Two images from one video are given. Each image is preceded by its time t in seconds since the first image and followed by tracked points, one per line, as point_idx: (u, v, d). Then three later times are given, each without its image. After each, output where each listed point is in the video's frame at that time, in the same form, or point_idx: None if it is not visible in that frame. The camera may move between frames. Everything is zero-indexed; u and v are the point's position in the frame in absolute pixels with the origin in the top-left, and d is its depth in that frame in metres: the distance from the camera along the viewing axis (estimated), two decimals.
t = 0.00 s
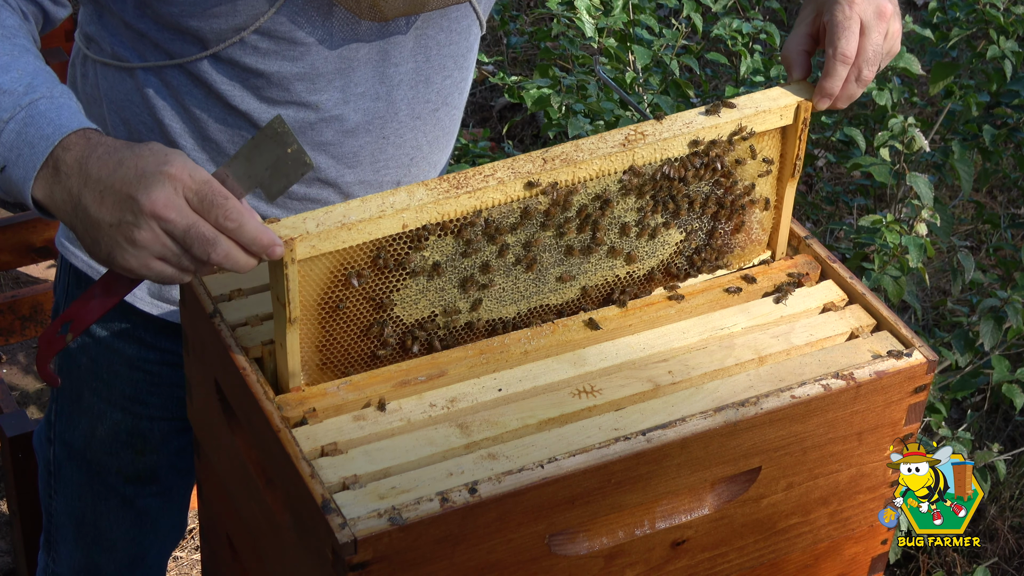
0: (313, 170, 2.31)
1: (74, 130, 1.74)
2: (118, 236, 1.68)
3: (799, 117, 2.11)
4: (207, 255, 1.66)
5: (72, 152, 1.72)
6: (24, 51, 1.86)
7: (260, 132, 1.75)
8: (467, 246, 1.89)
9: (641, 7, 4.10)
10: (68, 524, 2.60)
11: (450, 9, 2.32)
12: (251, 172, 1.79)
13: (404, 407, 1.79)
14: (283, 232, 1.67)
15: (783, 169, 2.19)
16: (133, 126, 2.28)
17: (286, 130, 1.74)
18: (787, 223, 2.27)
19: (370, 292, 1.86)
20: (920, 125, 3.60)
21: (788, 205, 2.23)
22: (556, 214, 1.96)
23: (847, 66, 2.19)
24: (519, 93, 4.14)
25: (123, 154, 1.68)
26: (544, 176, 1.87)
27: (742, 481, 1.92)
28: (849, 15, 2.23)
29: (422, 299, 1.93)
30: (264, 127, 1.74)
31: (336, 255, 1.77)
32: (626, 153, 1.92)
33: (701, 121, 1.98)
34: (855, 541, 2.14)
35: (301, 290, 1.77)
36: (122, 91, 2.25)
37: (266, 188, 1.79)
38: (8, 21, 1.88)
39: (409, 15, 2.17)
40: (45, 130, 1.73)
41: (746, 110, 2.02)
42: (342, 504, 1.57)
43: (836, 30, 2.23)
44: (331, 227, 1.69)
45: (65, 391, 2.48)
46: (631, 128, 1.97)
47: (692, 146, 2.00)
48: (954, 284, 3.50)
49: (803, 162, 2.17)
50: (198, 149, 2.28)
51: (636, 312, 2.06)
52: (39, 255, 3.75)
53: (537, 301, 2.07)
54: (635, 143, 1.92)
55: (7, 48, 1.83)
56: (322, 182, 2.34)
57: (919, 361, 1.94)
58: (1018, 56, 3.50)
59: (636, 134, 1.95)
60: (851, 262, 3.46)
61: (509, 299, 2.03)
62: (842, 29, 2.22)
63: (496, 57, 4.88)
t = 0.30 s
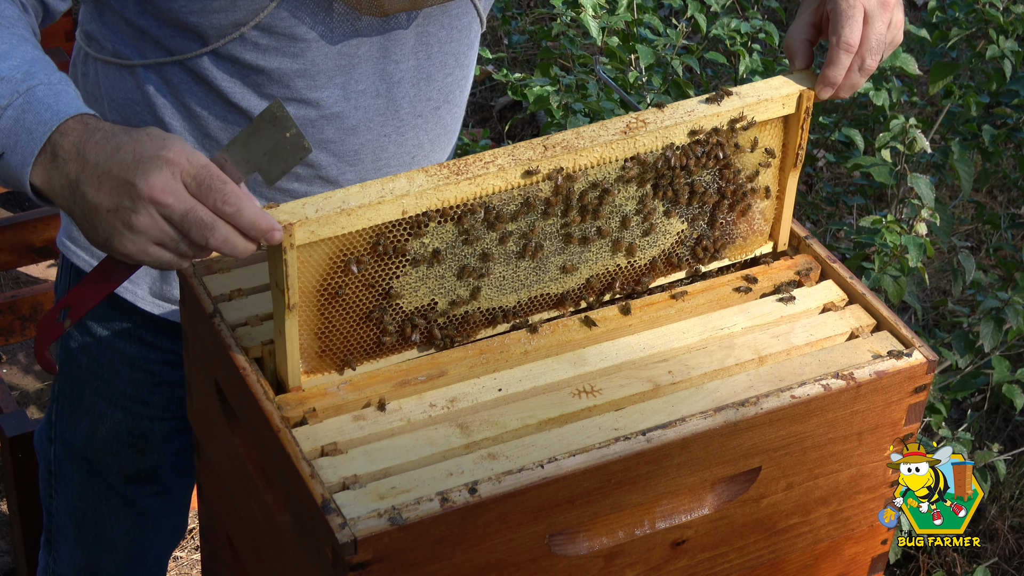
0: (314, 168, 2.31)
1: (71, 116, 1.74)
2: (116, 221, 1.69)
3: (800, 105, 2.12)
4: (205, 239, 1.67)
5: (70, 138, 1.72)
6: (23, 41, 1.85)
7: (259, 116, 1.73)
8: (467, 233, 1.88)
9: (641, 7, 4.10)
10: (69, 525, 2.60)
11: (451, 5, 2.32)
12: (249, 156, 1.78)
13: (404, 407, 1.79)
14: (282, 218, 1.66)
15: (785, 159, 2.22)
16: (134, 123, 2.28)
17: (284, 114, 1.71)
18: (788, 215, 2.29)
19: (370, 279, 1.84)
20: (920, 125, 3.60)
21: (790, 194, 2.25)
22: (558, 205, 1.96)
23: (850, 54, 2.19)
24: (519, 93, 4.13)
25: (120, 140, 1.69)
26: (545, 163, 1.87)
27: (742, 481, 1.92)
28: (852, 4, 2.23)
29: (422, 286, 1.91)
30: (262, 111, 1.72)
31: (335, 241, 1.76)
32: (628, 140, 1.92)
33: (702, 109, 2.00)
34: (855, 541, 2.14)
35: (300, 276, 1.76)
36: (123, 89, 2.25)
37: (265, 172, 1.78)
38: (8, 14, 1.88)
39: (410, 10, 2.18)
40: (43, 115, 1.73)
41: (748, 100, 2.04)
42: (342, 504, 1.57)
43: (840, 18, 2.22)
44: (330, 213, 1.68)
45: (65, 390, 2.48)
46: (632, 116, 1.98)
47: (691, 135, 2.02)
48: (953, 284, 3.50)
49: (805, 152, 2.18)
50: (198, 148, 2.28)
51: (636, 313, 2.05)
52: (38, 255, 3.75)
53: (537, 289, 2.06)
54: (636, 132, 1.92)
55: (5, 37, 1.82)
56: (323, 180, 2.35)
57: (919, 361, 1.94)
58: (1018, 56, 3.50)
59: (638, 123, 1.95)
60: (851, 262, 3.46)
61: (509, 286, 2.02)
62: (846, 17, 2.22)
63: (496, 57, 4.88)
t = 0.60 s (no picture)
0: (313, 164, 2.32)
1: (67, 95, 1.72)
2: (114, 200, 1.69)
3: (805, 90, 2.12)
4: (204, 217, 1.66)
5: (66, 117, 1.71)
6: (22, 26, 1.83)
7: (254, 93, 1.74)
8: (467, 211, 1.89)
9: (641, 7, 4.10)
10: (70, 525, 2.60)
11: (451, 1, 2.31)
12: (246, 134, 1.77)
13: (404, 407, 1.79)
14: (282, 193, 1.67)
15: (789, 143, 2.21)
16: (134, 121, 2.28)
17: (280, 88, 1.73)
18: (791, 199, 2.29)
19: (370, 257, 1.86)
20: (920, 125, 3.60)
21: (793, 179, 2.25)
22: (562, 182, 1.96)
23: (856, 38, 2.15)
24: (519, 93, 4.13)
25: (116, 118, 1.69)
26: (547, 144, 1.86)
27: (742, 481, 1.92)
28: None
29: (421, 266, 1.93)
30: (258, 87, 1.73)
31: (334, 218, 1.76)
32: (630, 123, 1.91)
33: (707, 92, 1.99)
34: (855, 541, 2.14)
35: (300, 252, 1.77)
36: (123, 87, 2.25)
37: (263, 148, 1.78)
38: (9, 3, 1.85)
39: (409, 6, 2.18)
40: (38, 95, 1.72)
41: (753, 84, 2.03)
42: (342, 504, 1.57)
43: None
44: (330, 189, 1.69)
45: (66, 390, 2.48)
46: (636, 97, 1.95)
47: (692, 119, 2.02)
48: (953, 284, 3.50)
49: (809, 137, 2.17)
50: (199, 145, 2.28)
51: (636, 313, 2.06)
52: (38, 255, 3.75)
53: (537, 270, 2.09)
54: (639, 113, 1.91)
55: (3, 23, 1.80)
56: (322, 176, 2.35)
57: (919, 361, 1.94)
58: (1018, 55, 3.49)
59: (642, 104, 1.94)
60: (851, 262, 3.45)
61: (509, 268, 2.05)
62: None
63: (495, 57, 4.88)
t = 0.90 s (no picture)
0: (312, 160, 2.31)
1: (61, 30, 1.70)
2: (109, 148, 1.71)
3: (810, 68, 2.10)
4: (197, 177, 1.70)
5: (63, 56, 1.70)
6: None
7: (269, 62, 1.72)
8: (464, 179, 1.89)
9: (641, 7, 4.09)
10: (71, 525, 2.60)
11: None
12: (255, 101, 1.75)
13: (404, 407, 1.80)
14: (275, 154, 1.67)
15: (792, 125, 2.21)
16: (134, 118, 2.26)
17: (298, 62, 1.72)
18: (796, 182, 2.27)
19: (364, 224, 1.86)
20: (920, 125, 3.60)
21: (796, 161, 2.23)
22: (559, 154, 1.96)
23: (866, 19, 2.11)
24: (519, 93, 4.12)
25: (115, 65, 1.67)
26: (545, 113, 1.86)
27: (742, 481, 1.92)
28: None
29: (417, 235, 1.94)
30: (275, 57, 1.71)
31: (327, 182, 1.76)
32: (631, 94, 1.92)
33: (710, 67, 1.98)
34: (855, 541, 2.14)
35: (293, 217, 1.77)
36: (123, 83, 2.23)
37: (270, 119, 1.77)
38: None
39: None
40: (32, 32, 1.70)
41: (756, 60, 2.02)
42: (342, 504, 1.57)
43: None
44: (325, 151, 1.69)
45: (66, 390, 2.48)
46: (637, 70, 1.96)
47: (692, 94, 2.01)
48: (953, 284, 3.50)
49: (812, 118, 2.17)
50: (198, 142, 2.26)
51: (636, 313, 2.07)
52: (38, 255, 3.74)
53: (535, 246, 2.09)
54: (641, 85, 1.92)
55: None
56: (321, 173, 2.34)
57: (919, 361, 1.94)
58: (1018, 55, 3.49)
59: (643, 77, 1.95)
60: (851, 262, 3.45)
61: (507, 242, 2.05)
62: None
63: (495, 57, 4.88)
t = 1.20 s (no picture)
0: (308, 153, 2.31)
1: None
2: (98, 104, 1.70)
3: (805, 51, 2.10)
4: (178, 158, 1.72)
5: None
6: None
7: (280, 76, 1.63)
8: (449, 155, 1.89)
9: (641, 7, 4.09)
10: (71, 525, 2.60)
11: None
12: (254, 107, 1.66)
13: (404, 407, 1.80)
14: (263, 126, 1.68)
15: (788, 110, 2.19)
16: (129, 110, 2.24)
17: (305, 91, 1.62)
18: (790, 168, 2.28)
19: (348, 200, 1.87)
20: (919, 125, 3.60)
21: (791, 147, 2.23)
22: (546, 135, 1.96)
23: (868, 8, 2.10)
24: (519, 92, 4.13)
25: (120, 24, 1.64)
26: (533, 90, 1.87)
27: (742, 481, 1.92)
28: None
29: (402, 213, 1.94)
30: (287, 76, 1.62)
31: (311, 156, 1.78)
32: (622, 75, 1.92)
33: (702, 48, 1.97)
34: (855, 541, 2.14)
35: (276, 190, 1.79)
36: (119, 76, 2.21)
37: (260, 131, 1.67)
38: None
39: None
40: None
41: (749, 41, 2.02)
42: (342, 504, 1.57)
43: None
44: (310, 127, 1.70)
45: (67, 389, 2.48)
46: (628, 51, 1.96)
47: (683, 76, 2.00)
48: (953, 283, 3.49)
49: (807, 102, 2.16)
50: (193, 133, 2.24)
51: (636, 312, 2.07)
52: (38, 255, 3.74)
53: (523, 227, 2.09)
54: (631, 65, 1.91)
55: None
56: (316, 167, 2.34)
57: (919, 361, 1.94)
58: (1017, 55, 3.48)
59: (633, 56, 1.94)
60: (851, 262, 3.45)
61: (495, 222, 2.06)
62: None
63: (496, 57, 4.88)
